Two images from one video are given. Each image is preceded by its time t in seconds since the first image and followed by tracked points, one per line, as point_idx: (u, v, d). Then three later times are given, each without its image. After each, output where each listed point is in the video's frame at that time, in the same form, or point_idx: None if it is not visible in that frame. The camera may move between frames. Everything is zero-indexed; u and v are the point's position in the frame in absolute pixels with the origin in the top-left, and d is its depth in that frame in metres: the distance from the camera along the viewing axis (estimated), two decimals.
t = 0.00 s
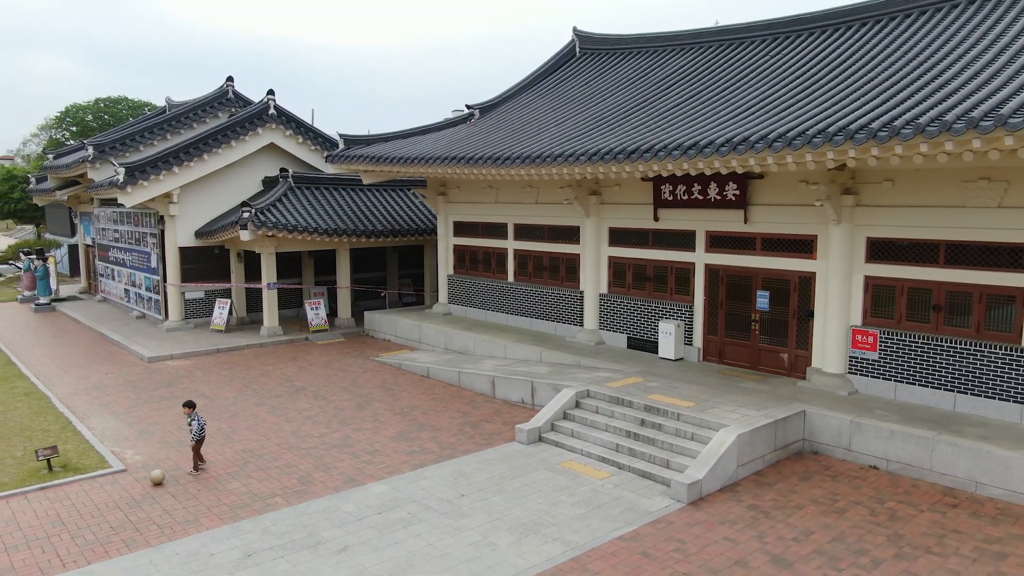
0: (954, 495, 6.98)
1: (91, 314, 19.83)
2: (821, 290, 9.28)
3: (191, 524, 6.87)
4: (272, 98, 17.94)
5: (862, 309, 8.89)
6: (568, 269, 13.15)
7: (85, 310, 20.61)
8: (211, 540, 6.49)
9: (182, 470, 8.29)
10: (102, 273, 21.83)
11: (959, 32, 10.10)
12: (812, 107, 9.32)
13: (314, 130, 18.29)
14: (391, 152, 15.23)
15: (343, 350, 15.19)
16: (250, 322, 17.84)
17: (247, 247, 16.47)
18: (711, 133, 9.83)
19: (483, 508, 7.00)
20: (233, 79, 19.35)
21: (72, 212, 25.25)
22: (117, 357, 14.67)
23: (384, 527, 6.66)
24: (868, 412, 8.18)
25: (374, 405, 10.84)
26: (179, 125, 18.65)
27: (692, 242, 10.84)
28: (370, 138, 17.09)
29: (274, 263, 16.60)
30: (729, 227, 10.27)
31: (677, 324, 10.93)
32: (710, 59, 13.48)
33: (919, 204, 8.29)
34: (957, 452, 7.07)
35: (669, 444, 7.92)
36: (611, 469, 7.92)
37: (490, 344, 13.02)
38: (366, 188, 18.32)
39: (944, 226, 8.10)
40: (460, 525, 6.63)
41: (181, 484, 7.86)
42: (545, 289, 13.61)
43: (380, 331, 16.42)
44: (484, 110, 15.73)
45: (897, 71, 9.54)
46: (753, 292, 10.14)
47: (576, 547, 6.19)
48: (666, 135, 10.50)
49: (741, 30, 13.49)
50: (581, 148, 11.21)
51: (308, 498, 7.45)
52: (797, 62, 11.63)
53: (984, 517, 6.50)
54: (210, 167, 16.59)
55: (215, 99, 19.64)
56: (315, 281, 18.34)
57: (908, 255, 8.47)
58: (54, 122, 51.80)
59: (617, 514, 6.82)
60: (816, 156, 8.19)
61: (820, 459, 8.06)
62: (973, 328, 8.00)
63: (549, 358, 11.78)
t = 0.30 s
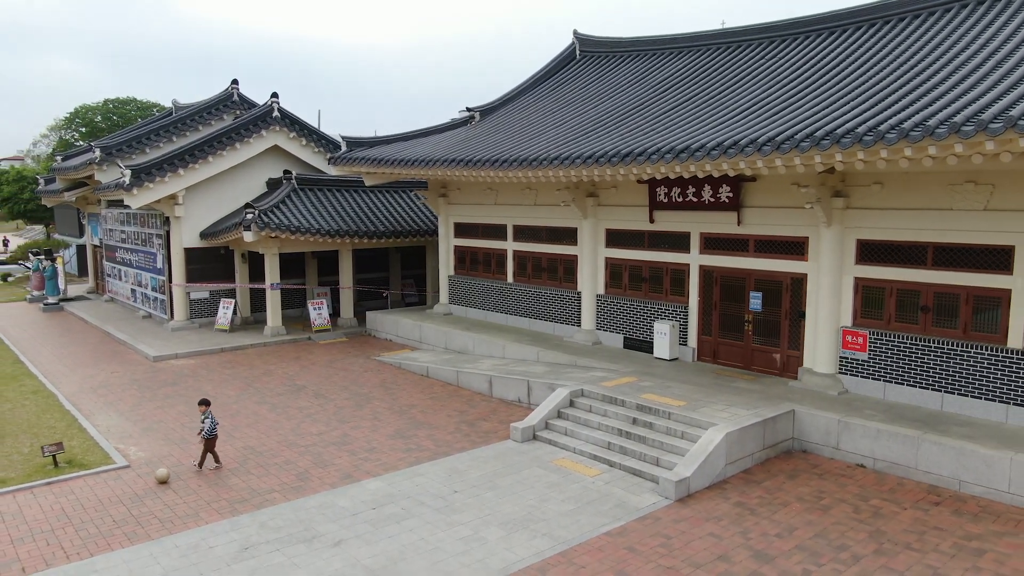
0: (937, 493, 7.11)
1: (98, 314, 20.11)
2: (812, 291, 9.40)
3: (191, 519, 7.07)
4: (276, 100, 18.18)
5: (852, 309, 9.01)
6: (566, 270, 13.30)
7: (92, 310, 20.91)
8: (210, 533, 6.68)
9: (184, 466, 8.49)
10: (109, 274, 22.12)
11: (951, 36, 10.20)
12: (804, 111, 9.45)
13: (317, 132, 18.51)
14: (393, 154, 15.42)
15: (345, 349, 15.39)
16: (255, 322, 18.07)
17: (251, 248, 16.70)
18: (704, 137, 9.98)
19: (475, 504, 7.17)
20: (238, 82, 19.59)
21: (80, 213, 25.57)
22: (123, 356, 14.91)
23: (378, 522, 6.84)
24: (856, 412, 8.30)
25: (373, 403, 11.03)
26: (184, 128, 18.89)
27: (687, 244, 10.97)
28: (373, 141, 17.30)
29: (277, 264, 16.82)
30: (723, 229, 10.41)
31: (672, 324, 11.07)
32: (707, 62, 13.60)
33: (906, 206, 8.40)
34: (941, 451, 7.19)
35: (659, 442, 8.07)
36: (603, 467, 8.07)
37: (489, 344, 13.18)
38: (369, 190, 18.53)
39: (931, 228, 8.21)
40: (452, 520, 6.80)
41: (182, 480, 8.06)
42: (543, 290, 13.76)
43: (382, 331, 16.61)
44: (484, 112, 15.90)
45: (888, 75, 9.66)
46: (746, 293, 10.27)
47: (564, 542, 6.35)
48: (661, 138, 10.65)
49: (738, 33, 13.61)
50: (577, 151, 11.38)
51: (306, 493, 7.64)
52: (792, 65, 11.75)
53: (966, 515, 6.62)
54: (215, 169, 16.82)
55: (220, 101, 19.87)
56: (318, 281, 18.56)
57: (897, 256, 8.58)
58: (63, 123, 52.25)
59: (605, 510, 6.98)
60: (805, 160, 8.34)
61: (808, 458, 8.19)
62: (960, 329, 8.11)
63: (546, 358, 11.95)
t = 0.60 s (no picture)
0: (922, 491, 7.23)
1: (105, 313, 20.40)
2: (804, 293, 9.53)
3: (192, 513, 7.27)
4: (280, 103, 18.41)
5: (842, 311, 9.14)
6: (564, 271, 13.46)
7: (100, 309, 21.20)
8: (210, 527, 6.88)
9: (186, 463, 8.69)
10: (117, 274, 22.42)
11: (943, 40, 10.29)
12: (795, 115, 9.59)
13: (321, 134, 18.73)
14: (394, 156, 15.60)
15: (347, 348, 15.60)
16: (259, 321, 18.30)
17: (255, 249, 16.94)
18: (697, 140, 10.13)
19: (468, 500, 7.34)
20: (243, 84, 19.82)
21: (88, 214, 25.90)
22: (129, 355, 15.16)
23: (373, 516, 7.02)
24: (845, 411, 8.43)
25: (373, 402, 11.22)
26: (190, 129, 19.13)
27: (682, 245, 11.12)
28: (375, 143, 17.51)
29: (281, 264, 17.03)
30: (717, 231, 10.55)
31: (667, 324, 11.21)
32: (705, 64, 13.72)
33: (895, 209, 8.52)
34: (927, 449, 7.31)
35: (651, 440, 8.22)
36: (595, 464, 8.23)
37: (489, 344, 13.35)
38: (371, 191, 18.74)
39: (919, 230, 8.33)
40: (445, 515, 6.98)
41: (184, 476, 8.27)
42: (542, 290, 13.92)
43: (384, 331, 16.81)
44: (485, 114, 16.07)
45: (880, 78, 9.77)
46: (740, 294, 10.40)
47: (553, 536, 6.52)
48: (655, 141, 10.81)
49: (735, 36, 13.73)
50: (574, 154, 11.55)
51: (304, 489, 7.83)
52: (787, 68, 11.86)
53: (948, 512, 6.75)
54: (220, 171, 17.05)
55: (226, 103, 20.10)
56: (322, 281, 18.78)
57: (886, 258, 8.69)
58: (73, 123, 52.72)
59: (595, 506, 7.15)
60: (794, 164, 8.49)
61: (798, 456, 8.33)
62: (947, 330, 8.22)
63: (544, 357, 12.11)
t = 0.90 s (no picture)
0: (908, 488, 7.36)
1: (113, 312, 20.69)
2: (796, 293, 9.67)
3: (193, 506, 7.48)
4: (284, 105, 18.63)
5: (834, 311, 9.26)
6: (563, 271, 13.62)
7: (107, 308, 21.50)
8: (211, 520, 7.08)
9: (189, 458, 8.91)
10: (124, 273, 22.71)
11: (936, 43, 10.36)
12: (788, 119, 9.73)
13: (325, 135, 18.94)
14: (397, 158, 15.79)
15: (349, 348, 15.80)
16: (263, 321, 18.55)
17: (260, 249, 17.17)
18: (691, 143, 10.29)
19: (462, 495, 7.52)
20: (249, 87, 20.06)
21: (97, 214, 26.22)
22: (135, 354, 15.41)
23: (369, 511, 7.20)
24: (835, 410, 8.56)
25: (372, 400, 11.42)
26: (196, 131, 19.39)
27: (677, 246, 11.25)
28: (378, 145, 17.71)
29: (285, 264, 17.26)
30: (712, 232, 10.69)
31: (663, 324, 11.37)
32: (703, 67, 13.85)
33: (885, 210, 8.64)
34: (913, 448, 7.44)
35: (643, 438, 8.38)
36: (588, 461, 8.39)
37: (488, 343, 13.52)
38: (374, 192, 18.95)
39: (908, 232, 8.44)
40: (439, 510, 7.16)
41: (186, 471, 8.48)
42: (541, 290, 14.10)
43: (386, 330, 17.01)
44: (486, 116, 16.25)
45: (872, 82, 9.89)
46: (734, 295, 10.54)
47: (543, 530, 6.69)
48: (651, 144, 10.97)
49: (733, 38, 13.82)
50: (571, 156, 11.73)
51: (303, 484, 8.03)
52: (783, 71, 11.98)
53: (932, 509, 6.88)
54: (225, 172, 17.28)
55: (231, 105, 20.34)
56: (325, 281, 19.01)
57: (876, 259, 8.81)
58: (82, 124, 53.20)
59: (586, 501, 7.31)
60: (784, 167, 8.64)
61: (787, 454, 8.47)
62: (935, 330, 8.34)
63: (542, 357, 12.28)
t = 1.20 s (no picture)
0: (894, 486, 7.49)
1: (120, 311, 20.98)
2: (789, 293, 9.80)
3: (195, 501, 7.69)
4: (289, 107, 18.85)
5: (825, 311, 9.39)
6: (562, 271, 13.78)
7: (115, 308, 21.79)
8: (212, 514, 7.29)
9: (193, 455, 9.12)
10: (132, 273, 23.01)
11: (930, 47, 10.46)
12: (781, 122, 9.87)
13: (329, 137, 19.15)
14: (399, 159, 15.99)
15: (352, 347, 16.01)
16: (268, 320, 18.78)
17: (264, 249, 17.40)
18: (686, 146, 10.45)
19: (457, 491, 7.70)
20: (254, 89, 20.30)
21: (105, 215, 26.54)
22: (142, 352, 15.66)
23: (365, 506, 7.39)
24: (825, 409, 8.69)
25: (373, 398, 11.62)
26: (202, 133, 19.65)
27: (673, 247, 11.39)
28: (381, 146, 17.92)
29: (289, 264, 17.48)
30: (707, 233, 10.82)
31: (659, 324, 11.51)
32: (701, 69, 13.97)
33: (875, 213, 8.77)
34: (900, 446, 7.57)
35: (636, 436, 8.53)
36: (581, 458, 8.56)
37: (488, 343, 13.70)
38: (377, 194, 19.17)
39: (898, 234, 8.57)
40: (434, 505, 7.34)
41: (189, 467, 8.69)
42: (541, 291, 14.26)
43: (388, 330, 17.20)
44: (487, 118, 16.42)
45: (864, 85, 10.01)
46: (729, 295, 10.67)
47: (534, 525, 6.86)
48: (647, 146, 11.13)
49: (731, 41, 13.94)
50: (568, 159, 11.90)
51: (303, 480, 8.23)
52: (779, 74, 12.09)
53: (917, 506, 7.01)
54: (230, 174, 17.52)
55: (237, 107, 20.58)
56: (329, 281, 19.23)
57: (867, 260, 8.93)
58: (92, 124, 53.71)
59: (577, 497, 7.47)
60: (775, 169, 8.79)
61: (778, 452, 8.61)
62: (924, 330, 8.46)
63: (540, 356, 12.44)
